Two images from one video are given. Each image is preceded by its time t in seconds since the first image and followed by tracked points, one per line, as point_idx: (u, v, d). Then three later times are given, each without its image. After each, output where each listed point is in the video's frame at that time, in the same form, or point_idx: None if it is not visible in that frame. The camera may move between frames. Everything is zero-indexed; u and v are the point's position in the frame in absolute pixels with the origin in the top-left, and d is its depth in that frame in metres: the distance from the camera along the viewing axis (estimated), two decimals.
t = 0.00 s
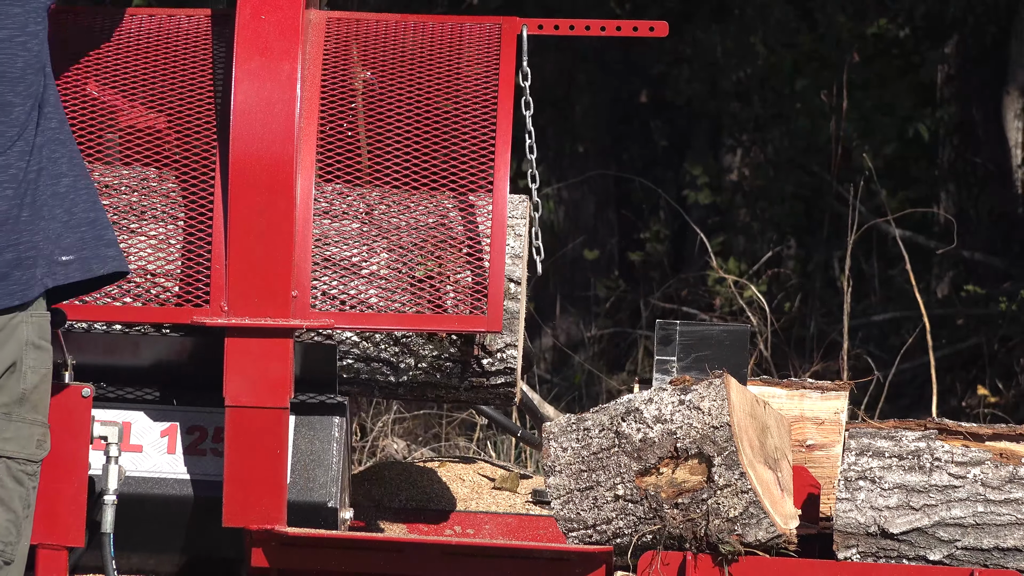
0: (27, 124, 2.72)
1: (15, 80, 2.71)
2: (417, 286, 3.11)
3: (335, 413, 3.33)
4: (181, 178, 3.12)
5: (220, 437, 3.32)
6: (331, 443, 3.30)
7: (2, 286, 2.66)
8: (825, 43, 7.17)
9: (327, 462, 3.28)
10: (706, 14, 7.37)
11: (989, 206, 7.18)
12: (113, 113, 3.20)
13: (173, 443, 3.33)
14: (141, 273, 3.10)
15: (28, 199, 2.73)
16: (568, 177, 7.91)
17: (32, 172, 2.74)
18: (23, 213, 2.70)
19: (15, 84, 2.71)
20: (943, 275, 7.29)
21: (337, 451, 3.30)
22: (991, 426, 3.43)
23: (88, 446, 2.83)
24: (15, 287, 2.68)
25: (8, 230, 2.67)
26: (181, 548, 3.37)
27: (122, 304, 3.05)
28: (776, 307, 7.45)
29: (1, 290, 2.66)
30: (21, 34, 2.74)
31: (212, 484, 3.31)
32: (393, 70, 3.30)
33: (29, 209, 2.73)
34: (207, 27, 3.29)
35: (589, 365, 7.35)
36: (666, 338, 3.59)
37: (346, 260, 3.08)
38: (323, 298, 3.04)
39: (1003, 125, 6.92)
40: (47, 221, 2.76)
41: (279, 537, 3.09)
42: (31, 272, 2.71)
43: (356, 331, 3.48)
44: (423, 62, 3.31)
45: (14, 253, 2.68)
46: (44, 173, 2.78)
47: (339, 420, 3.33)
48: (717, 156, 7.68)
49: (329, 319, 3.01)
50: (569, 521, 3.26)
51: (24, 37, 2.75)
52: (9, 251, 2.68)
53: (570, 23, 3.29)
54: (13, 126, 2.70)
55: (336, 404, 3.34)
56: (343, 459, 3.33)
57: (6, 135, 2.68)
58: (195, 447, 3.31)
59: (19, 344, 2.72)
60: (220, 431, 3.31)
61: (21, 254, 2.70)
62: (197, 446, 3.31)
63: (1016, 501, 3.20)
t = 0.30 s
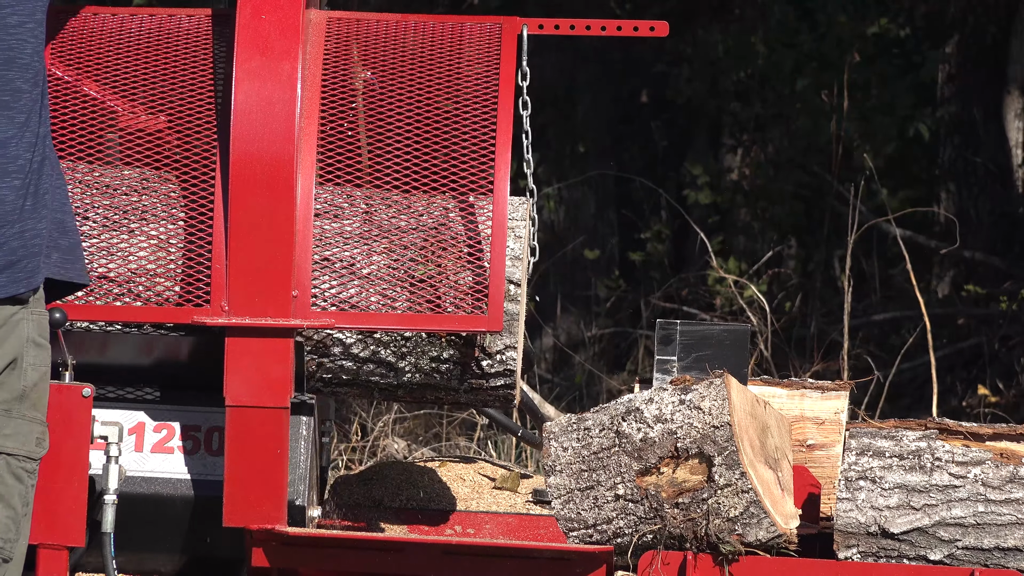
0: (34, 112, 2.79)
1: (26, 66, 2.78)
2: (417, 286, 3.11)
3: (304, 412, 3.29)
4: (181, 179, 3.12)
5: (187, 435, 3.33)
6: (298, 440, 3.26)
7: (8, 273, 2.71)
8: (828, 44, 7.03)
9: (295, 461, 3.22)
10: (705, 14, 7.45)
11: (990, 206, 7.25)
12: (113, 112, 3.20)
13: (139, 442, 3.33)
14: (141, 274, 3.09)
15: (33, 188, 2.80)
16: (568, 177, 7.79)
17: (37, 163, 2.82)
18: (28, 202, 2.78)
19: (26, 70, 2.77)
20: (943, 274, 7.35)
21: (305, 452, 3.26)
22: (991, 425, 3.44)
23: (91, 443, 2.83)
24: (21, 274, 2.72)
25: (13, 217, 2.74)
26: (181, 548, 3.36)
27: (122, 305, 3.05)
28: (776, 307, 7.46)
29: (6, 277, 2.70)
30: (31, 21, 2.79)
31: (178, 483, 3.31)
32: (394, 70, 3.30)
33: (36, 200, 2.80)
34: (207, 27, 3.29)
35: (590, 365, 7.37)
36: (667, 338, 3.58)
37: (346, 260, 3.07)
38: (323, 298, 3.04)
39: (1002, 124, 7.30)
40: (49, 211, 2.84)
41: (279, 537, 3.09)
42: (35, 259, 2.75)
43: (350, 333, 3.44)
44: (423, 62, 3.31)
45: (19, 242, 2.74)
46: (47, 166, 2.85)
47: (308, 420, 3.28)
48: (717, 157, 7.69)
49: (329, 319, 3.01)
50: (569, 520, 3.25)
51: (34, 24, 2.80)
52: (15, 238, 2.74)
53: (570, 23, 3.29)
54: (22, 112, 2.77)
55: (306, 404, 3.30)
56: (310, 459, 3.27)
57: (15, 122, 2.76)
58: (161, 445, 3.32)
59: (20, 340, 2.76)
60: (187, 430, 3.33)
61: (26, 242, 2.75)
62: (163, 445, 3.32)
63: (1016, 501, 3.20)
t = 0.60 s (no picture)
0: (35, 111, 2.79)
1: (28, 65, 2.78)
2: (417, 286, 3.11)
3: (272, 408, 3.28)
4: (182, 177, 3.12)
5: (155, 432, 3.33)
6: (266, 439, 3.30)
7: (8, 273, 2.71)
8: (829, 44, 7.05)
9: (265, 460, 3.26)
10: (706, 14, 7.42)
11: (990, 206, 7.23)
12: (113, 112, 3.20)
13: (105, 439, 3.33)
14: (141, 274, 3.09)
15: (33, 187, 2.80)
16: (568, 177, 7.80)
17: (37, 163, 2.82)
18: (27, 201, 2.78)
19: (27, 69, 2.77)
20: (943, 273, 7.34)
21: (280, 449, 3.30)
22: (991, 424, 3.43)
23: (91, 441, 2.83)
24: (21, 274, 2.73)
25: (13, 217, 2.74)
26: (182, 547, 3.38)
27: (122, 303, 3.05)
28: (776, 306, 7.46)
29: (6, 277, 2.71)
30: (33, 19, 2.79)
31: (146, 480, 3.31)
32: (395, 70, 3.30)
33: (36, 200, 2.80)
34: (208, 28, 3.31)
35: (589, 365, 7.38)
36: (667, 337, 3.59)
37: (346, 260, 3.07)
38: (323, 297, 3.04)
39: (1002, 124, 7.22)
40: (49, 210, 2.84)
41: (279, 537, 3.09)
42: (35, 259, 2.75)
43: (354, 334, 3.45)
44: (423, 61, 3.32)
45: (18, 241, 2.75)
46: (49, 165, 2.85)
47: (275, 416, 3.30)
48: (717, 156, 7.66)
49: (329, 319, 3.00)
50: (570, 519, 3.25)
51: (35, 23, 2.80)
52: (15, 238, 2.74)
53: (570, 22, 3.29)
54: (23, 112, 2.77)
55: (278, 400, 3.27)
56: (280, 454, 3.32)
57: (16, 122, 2.76)
58: (128, 443, 3.31)
59: (20, 341, 2.76)
60: (154, 428, 3.32)
61: (27, 242, 2.76)
62: (131, 442, 3.32)
63: (1017, 500, 3.20)
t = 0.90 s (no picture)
0: (37, 109, 2.79)
1: (30, 62, 2.78)
2: (417, 286, 3.11)
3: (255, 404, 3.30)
4: (181, 177, 3.12)
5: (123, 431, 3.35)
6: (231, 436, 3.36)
7: (10, 271, 2.70)
8: (830, 45, 7.03)
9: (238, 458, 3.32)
10: (706, 14, 7.42)
11: (990, 205, 7.23)
12: (113, 112, 3.20)
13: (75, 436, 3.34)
14: (142, 274, 3.09)
15: (35, 185, 2.80)
16: (568, 176, 7.79)
17: (40, 160, 2.82)
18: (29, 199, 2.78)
19: (29, 66, 2.77)
20: (944, 272, 7.34)
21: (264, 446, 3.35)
22: (991, 424, 3.43)
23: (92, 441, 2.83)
24: (24, 272, 2.72)
25: (15, 215, 2.74)
26: (183, 547, 3.38)
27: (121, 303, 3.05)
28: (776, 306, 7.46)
29: (9, 275, 2.70)
30: (34, 17, 2.79)
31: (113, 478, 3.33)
32: (395, 70, 3.30)
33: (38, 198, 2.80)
34: (208, 27, 3.31)
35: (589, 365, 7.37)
36: (668, 337, 3.59)
37: (346, 260, 3.07)
38: (323, 297, 3.04)
39: (1002, 125, 7.09)
40: (50, 207, 2.84)
41: (280, 536, 3.09)
42: (38, 257, 2.75)
43: (355, 333, 3.45)
44: (423, 61, 3.32)
45: (20, 239, 2.74)
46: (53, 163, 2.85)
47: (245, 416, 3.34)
48: (718, 156, 7.65)
49: (329, 319, 3.00)
50: (570, 519, 3.25)
51: (36, 20, 2.80)
52: (17, 235, 2.74)
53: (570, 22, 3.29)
54: (25, 110, 2.77)
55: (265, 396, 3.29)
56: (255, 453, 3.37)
57: (18, 119, 2.76)
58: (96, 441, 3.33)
59: (22, 341, 2.75)
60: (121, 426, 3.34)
61: (29, 239, 2.76)
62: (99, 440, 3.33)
63: (1017, 500, 3.20)
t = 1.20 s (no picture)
0: (36, 110, 2.79)
1: (30, 64, 2.77)
2: (417, 287, 3.11)
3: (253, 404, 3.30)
4: (181, 178, 3.12)
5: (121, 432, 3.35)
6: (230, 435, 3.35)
7: (12, 272, 2.71)
8: (829, 45, 7.02)
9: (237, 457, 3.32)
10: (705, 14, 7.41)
11: (990, 205, 7.21)
12: (113, 113, 3.20)
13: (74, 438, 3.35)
14: (142, 275, 3.10)
15: (35, 185, 2.80)
16: (568, 177, 7.78)
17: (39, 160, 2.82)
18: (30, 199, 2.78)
19: (28, 68, 2.77)
20: (943, 274, 7.35)
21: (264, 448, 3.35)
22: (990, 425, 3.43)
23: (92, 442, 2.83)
24: (27, 272, 2.73)
25: (17, 214, 2.73)
26: (182, 549, 3.38)
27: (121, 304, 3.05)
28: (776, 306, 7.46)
29: (12, 275, 2.71)
30: (34, 19, 2.78)
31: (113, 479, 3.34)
32: (395, 71, 3.30)
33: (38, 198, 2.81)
34: (207, 28, 3.31)
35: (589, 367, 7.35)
36: (667, 338, 3.59)
37: (346, 261, 3.08)
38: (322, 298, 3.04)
39: (1002, 125, 7.19)
40: (50, 207, 2.84)
41: (280, 537, 3.09)
42: (40, 257, 2.76)
43: (355, 334, 3.45)
44: (423, 62, 3.32)
45: (22, 240, 2.74)
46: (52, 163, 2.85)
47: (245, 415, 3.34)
48: (717, 157, 7.68)
49: (329, 319, 3.01)
50: (570, 520, 3.25)
51: (36, 21, 2.79)
52: (19, 235, 2.74)
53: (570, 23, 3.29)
54: (24, 111, 2.76)
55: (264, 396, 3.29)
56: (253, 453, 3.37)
57: (18, 120, 2.75)
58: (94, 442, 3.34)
59: (24, 342, 2.74)
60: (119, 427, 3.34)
61: (31, 239, 2.76)
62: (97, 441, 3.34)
63: (1016, 500, 3.20)
